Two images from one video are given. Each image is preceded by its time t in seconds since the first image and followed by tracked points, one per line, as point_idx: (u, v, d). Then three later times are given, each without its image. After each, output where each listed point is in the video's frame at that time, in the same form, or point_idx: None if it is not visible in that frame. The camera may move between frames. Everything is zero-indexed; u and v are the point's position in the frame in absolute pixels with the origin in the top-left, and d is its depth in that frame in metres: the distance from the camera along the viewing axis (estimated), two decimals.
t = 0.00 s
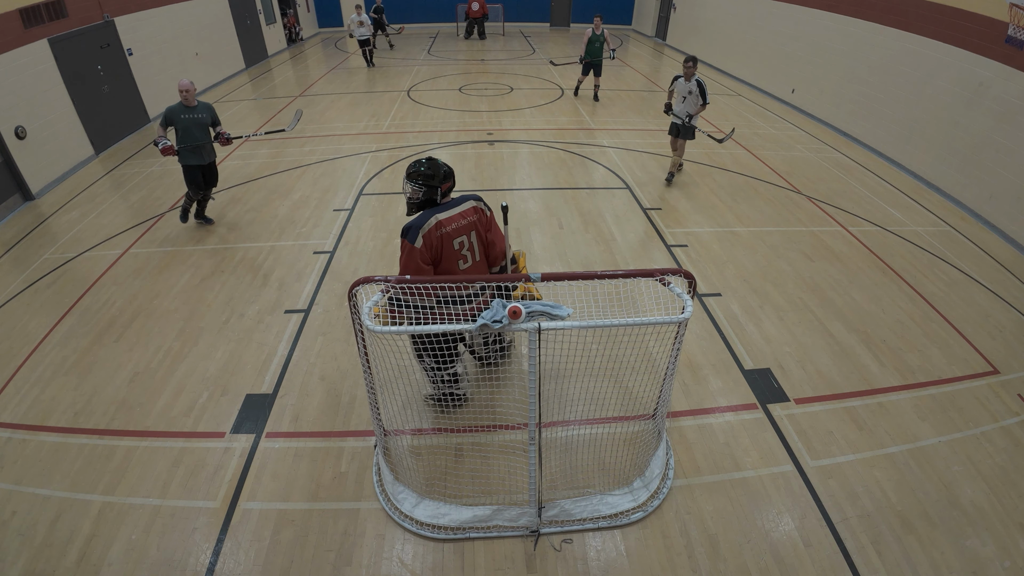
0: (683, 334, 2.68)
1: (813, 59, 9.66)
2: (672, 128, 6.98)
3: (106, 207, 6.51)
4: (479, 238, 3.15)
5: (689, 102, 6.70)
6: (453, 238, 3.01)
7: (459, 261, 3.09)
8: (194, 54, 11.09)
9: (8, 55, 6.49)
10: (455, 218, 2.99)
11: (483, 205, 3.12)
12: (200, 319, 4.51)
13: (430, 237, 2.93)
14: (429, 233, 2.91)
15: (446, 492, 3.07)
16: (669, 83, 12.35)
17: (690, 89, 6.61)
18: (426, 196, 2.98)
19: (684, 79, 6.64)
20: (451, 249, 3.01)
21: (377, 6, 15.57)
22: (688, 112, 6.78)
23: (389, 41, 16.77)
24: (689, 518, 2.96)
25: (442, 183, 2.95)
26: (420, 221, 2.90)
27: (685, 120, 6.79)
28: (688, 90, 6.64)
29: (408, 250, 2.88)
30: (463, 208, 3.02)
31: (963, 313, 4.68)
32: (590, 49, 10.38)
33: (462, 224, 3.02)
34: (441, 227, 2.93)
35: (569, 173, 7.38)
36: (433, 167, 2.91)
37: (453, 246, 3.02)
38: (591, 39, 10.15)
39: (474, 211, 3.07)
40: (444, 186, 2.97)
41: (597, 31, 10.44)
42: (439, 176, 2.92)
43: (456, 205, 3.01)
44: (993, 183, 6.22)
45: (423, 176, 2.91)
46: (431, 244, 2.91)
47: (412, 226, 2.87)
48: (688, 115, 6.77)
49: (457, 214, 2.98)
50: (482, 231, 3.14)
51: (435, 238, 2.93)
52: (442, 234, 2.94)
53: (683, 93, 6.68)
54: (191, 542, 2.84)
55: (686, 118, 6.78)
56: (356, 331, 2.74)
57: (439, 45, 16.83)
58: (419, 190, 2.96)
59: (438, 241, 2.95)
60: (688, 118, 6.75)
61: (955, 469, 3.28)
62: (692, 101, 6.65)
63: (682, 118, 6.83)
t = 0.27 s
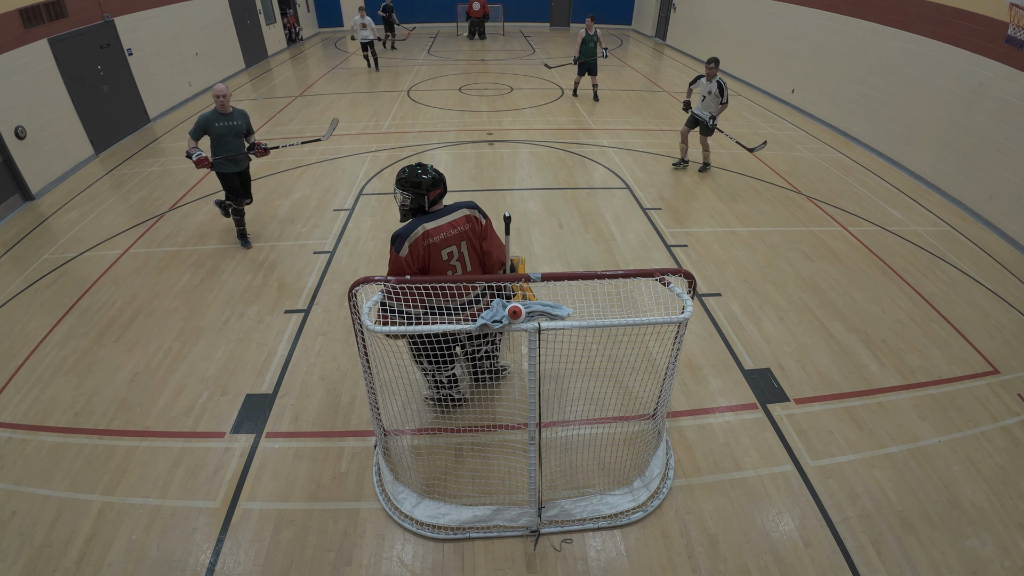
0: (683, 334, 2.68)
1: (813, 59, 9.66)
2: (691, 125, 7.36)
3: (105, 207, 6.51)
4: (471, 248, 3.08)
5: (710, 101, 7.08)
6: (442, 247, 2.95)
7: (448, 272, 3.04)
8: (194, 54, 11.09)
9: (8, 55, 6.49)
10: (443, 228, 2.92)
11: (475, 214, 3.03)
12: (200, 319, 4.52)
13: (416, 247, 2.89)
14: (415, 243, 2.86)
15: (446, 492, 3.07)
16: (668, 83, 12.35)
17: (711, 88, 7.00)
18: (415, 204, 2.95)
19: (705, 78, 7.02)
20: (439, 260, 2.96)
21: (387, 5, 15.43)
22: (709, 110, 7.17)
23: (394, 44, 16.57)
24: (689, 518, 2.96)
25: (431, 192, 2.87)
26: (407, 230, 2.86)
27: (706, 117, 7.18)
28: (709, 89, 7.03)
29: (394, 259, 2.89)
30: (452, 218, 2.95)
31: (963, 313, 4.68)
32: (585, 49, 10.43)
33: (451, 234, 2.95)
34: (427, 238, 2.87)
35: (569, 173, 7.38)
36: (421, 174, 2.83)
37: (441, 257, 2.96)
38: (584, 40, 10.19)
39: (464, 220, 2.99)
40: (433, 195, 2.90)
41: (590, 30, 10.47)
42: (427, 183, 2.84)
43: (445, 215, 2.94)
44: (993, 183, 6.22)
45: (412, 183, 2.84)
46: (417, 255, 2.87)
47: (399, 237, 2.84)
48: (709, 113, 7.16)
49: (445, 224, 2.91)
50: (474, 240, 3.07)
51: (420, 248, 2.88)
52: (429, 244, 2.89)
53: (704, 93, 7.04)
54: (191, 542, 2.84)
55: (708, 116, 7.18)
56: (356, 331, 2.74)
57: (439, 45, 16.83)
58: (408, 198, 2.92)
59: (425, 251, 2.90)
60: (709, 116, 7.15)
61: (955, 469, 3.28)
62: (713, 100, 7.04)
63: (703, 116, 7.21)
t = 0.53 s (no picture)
0: (683, 334, 2.68)
1: (813, 59, 9.66)
2: (711, 117, 7.60)
3: (105, 207, 6.51)
4: (468, 252, 3.01)
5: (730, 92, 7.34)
6: (435, 251, 2.91)
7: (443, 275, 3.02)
8: (194, 54, 11.09)
9: (8, 55, 6.49)
10: (437, 232, 2.87)
11: (473, 219, 2.93)
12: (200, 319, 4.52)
13: (409, 250, 2.88)
14: (407, 247, 2.85)
15: (446, 492, 3.07)
16: (668, 83, 12.35)
17: (732, 80, 7.28)
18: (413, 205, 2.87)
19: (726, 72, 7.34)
20: (432, 265, 2.94)
21: (397, 6, 15.35)
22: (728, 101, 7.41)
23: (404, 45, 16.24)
24: (689, 518, 2.96)
25: (425, 196, 2.78)
26: (401, 232, 2.86)
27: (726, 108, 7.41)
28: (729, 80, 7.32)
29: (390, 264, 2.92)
30: (447, 222, 2.87)
31: (963, 313, 4.68)
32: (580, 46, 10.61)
33: (445, 239, 2.90)
34: (419, 243, 2.85)
35: (569, 173, 7.38)
36: (416, 178, 2.72)
37: (435, 261, 2.93)
38: (580, 36, 10.36)
39: (459, 224, 2.91)
40: (428, 200, 2.81)
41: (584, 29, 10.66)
42: (420, 188, 2.73)
43: (441, 219, 2.86)
44: (993, 183, 6.22)
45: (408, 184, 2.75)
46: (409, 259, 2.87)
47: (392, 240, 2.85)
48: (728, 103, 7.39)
49: (438, 228, 2.86)
50: (470, 245, 2.98)
51: (412, 253, 2.86)
52: (421, 249, 2.87)
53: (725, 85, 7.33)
54: (192, 541, 2.84)
55: (728, 107, 7.39)
56: (357, 330, 2.74)
57: (439, 45, 16.83)
58: (405, 196, 2.85)
59: (417, 255, 2.88)
60: (730, 106, 7.36)
61: (955, 469, 3.28)
62: (733, 92, 7.31)
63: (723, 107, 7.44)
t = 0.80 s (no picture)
0: (683, 334, 2.68)
1: (813, 59, 9.66)
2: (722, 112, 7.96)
3: (105, 207, 6.51)
4: (478, 255, 3.04)
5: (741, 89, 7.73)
6: (445, 252, 2.95)
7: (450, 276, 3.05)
8: (194, 54, 11.09)
9: (8, 55, 6.49)
10: (448, 233, 2.91)
11: (486, 223, 2.95)
12: (200, 319, 4.51)
13: (419, 248, 2.92)
14: (418, 245, 2.89)
15: (446, 492, 3.07)
16: (668, 83, 12.35)
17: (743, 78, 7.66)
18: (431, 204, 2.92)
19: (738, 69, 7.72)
20: (440, 264, 2.97)
21: (405, 7, 15.26)
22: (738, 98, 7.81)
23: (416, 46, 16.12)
24: (689, 518, 2.96)
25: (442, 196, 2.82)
26: (413, 230, 2.89)
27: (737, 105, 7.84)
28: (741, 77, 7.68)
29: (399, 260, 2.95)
30: (459, 225, 2.91)
31: (963, 313, 4.68)
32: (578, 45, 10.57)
33: (456, 241, 2.93)
34: (429, 241, 2.88)
35: (569, 173, 7.38)
36: (435, 180, 2.78)
37: (443, 261, 2.97)
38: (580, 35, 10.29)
39: (471, 228, 2.94)
40: (444, 201, 2.85)
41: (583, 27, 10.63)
42: (438, 188, 2.78)
43: (454, 221, 2.90)
44: (993, 183, 6.22)
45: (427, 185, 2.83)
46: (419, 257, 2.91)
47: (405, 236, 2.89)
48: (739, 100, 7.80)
49: (449, 229, 2.89)
50: (480, 249, 3.01)
51: (423, 251, 2.90)
52: (431, 248, 2.91)
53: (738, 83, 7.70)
54: (192, 541, 2.84)
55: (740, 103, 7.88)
56: (357, 330, 2.74)
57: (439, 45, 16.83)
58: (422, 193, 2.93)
59: (427, 254, 2.92)
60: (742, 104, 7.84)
61: (955, 469, 3.28)
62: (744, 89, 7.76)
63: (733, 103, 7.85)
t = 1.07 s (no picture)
0: (683, 334, 2.68)
1: (813, 59, 9.66)
2: (731, 104, 8.39)
3: (105, 207, 6.51)
4: (503, 257, 3.05)
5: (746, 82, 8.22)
6: (473, 250, 2.95)
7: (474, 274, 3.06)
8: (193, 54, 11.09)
9: (8, 55, 6.49)
10: (480, 232, 2.91)
11: (519, 228, 2.95)
12: (200, 319, 4.51)
13: (449, 242, 2.91)
14: (448, 239, 2.88)
15: (446, 492, 3.07)
16: (668, 83, 12.35)
17: (752, 71, 8.13)
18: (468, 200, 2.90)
19: (746, 64, 8.25)
20: (467, 262, 2.98)
21: (416, 6, 14.95)
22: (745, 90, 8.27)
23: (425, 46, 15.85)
24: (689, 518, 2.96)
25: (479, 196, 2.82)
26: (446, 223, 2.87)
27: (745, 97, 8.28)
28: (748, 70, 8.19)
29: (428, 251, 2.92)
30: (492, 225, 2.90)
31: (963, 313, 4.67)
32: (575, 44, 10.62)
33: (486, 241, 2.93)
34: (460, 238, 2.88)
35: (569, 173, 7.38)
36: (477, 180, 2.77)
37: (470, 258, 2.97)
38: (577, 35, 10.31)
39: (503, 231, 2.93)
40: (481, 201, 2.85)
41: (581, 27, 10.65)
42: (478, 188, 2.77)
43: (488, 221, 2.89)
44: (993, 183, 6.22)
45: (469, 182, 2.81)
46: (448, 252, 2.91)
47: (437, 228, 2.86)
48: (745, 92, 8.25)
49: (481, 230, 2.89)
50: (508, 252, 3.00)
51: (452, 246, 2.90)
52: (461, 244, 2.90)
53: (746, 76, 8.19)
54: (192, 542, 2.84)
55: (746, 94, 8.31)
56: (357, 330, 2.73)
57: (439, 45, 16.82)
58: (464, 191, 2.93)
59: (455, 249, 2.91)
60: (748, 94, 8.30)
61: (955, 469, 3.28)
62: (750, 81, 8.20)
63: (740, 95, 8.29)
